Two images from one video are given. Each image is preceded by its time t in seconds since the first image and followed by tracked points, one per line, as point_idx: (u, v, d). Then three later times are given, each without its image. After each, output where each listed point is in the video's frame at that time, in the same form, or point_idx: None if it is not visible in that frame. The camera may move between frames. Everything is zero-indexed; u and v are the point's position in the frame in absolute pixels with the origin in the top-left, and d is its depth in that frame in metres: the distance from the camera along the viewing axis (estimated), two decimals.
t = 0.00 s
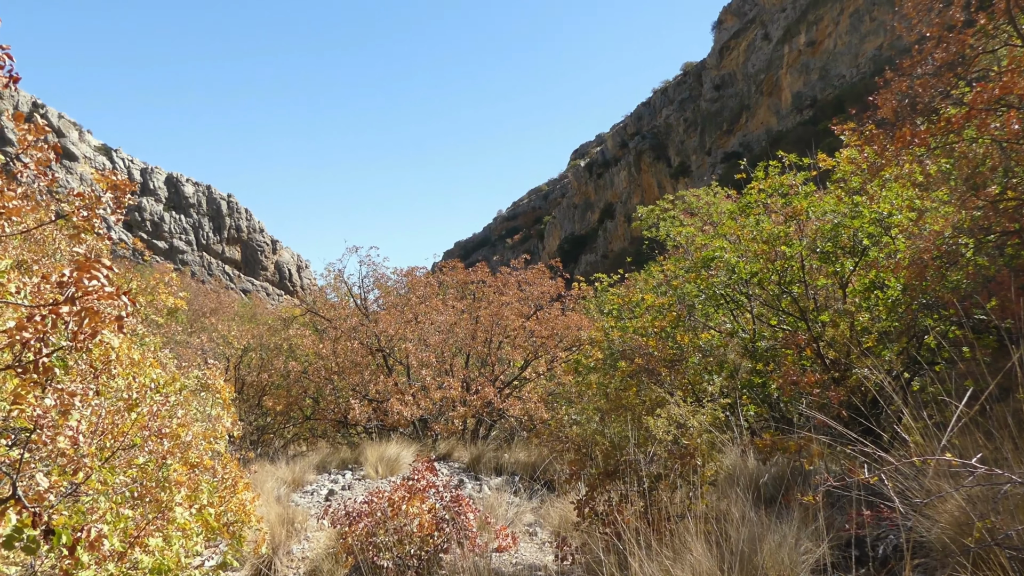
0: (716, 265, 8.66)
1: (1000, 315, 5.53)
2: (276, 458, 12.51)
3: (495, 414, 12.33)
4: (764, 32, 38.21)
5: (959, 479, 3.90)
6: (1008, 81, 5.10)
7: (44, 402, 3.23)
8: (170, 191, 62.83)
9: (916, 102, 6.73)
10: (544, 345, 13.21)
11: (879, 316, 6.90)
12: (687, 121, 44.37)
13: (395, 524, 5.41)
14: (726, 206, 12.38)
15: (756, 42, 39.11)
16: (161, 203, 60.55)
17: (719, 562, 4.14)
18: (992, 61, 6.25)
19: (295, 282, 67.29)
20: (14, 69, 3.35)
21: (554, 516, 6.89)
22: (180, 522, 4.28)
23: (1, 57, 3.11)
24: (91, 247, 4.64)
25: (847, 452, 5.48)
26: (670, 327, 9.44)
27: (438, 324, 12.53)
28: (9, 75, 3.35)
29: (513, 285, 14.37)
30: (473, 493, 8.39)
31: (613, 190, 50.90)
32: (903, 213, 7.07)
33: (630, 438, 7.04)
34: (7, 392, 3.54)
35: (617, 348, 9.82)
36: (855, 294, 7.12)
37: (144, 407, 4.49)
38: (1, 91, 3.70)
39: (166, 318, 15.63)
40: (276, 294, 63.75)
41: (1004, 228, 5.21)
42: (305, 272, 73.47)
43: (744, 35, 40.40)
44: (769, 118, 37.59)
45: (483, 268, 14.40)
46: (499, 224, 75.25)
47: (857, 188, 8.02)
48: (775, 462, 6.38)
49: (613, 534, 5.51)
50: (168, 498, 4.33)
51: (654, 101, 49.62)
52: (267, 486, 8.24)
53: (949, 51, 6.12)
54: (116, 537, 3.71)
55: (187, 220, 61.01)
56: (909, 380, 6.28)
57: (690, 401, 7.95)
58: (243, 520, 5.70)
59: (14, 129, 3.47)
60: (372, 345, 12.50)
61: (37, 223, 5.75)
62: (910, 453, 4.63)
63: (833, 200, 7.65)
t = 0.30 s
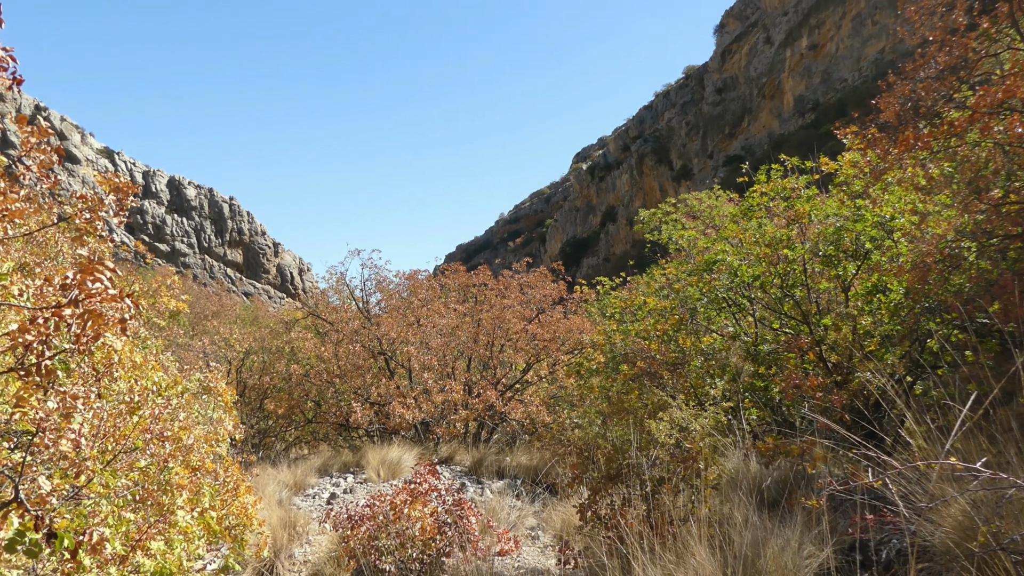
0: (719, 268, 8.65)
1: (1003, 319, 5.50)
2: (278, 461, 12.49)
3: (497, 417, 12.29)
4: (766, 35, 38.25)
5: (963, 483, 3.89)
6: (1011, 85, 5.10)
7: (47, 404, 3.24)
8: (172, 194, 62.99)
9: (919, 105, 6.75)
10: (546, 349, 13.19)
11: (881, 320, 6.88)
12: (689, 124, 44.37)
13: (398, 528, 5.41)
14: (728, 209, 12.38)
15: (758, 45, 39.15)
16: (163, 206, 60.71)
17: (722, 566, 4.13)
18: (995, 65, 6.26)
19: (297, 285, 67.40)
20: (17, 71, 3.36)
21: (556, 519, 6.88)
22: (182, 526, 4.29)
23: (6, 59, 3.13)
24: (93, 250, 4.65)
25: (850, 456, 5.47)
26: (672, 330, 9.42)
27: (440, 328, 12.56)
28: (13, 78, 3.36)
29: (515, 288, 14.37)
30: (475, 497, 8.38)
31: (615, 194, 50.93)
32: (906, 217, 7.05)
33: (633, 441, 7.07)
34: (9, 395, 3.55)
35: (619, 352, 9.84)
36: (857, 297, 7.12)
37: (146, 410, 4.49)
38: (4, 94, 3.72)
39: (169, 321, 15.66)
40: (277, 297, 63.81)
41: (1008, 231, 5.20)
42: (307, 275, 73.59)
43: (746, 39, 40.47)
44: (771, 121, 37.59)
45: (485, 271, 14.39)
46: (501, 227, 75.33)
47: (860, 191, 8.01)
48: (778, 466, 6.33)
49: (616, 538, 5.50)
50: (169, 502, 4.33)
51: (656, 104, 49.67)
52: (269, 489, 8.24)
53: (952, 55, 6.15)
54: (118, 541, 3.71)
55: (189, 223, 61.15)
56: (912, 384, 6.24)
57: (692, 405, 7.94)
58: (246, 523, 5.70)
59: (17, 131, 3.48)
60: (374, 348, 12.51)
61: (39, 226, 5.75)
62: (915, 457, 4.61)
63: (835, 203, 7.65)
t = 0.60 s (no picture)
0: (720, 272, 8.65)
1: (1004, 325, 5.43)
2: (278, 465, 12.45)
3: (498, 421, 12.25)
4: (767, 40, 38.35)
5: (965, 488, 3.88)
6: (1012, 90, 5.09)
7: (47, 406, 3.23)
8: (172, 196, 62.97)
9: (920, 110, 6.75)
10: (547, 352, 13.18)
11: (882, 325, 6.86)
12: (690, 128, 44.37)
13: (398, 532, 5.42)
14: (729, 213, 12.39)
15: (759, 50, 39.24)
16: (163, 208, 60.70)
17: (724, 571, 4.11)
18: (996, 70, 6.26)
19: (297, 288, 67.44)
20: (20, 72, 3.37)
21: (557, 524, 6.87)
22: (182, 529, 4.29)
23: (9, 60, 3.14)
24: (94, 251, 4.64)
25: (852, 460, 5.47)
26: (673, 334, 9.42)
27: (441, 332, 12.67)
28: (16, 79, 3.36)
29: (516, 292, 14.36)
30: (476, 501, 8.36)
31: (616, 198, 50.96)
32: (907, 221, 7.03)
33: (634, 445, 7.08)
34: (8, 397, 3.54)
35: (619, 355, 9.87)
36: (858, 302, 7.10)
37: (147, 412, 4.50)
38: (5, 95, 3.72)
39: (169, 323, 15.66)
40: (277, 300, 63.78)
41: (1008, 236, 5.21)
42: (308, 277, 73.57)
43: (747, 43, 40.57)
44: (771, 125, 37.64)
45: (486, 274, 14.40)
46: (501, 231, 75.37)
47: (860, 196, 8.02)
48: (780, 471, 6.31)
49: (617, 542, 5.50)
50: (169, 505, 4.32)
51: (657, 108, 49.74)
52: (269, 493, 8.23)
53: (953, 60, 6.17)
54: (117, 544, 3.68)
55: (190, 225, 61.20)
56: (912, 388, 6.19)
57: (693, 409, 7.94)
58: (246, 527, 5.69)
59: (18, 132, 3.48)
60: (374, 351, 12.51)
61: (40, 228, 5.76)
62: (918, 463, 4.60)
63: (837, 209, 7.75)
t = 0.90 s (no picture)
0: (722, 276, 8.63)
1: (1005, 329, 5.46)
2: (279, 469, 12.43)
3: (500, 425, 12.19)
4: (769, 45, 38.38)
5: (967, 493, 3.86)
6: (1012, 96, 5.07)
7: (48, 411, 3.24)
8: (174, 199, 63.10)
9: (922, 115, 6.73)
10: (549, 356, 13.15)
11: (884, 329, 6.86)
12: (692, 132, 44.33)
13: (400, 537, 5.40)
14: (731, 217, 12.37)
15: (760, 55, 39.27)
16: (164, 210, 60.83)
17: None
18: (996, 75, 6.24)
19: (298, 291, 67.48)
20: (24, 74, 3.39)
21: (559, 528, 6.84)
22: (182, 534, 4.27)
23: (12, 63, 3.15)
24: (95, 254, 4.65)
25: (854, 465, 5.45)
26: (675, 338, 9.41)
27: (443, 335, 12.64)
28: (20, 81, 3.38)
29: (518, 295, 14.33)
30: (478, 505, 8.36)
31: (618, 201, 50.96)
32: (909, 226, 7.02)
33: (636, 450, 7.08)
34: (9, 402, 3.54)
35: (622, 360, 9.87)
36: (860, 306, 7.09)
37: (147, 416, 4.50)
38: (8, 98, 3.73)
39: (170, 327, 15.67)
40: (278, 303, 63.83)
41: (1009, 241, 5.19)
42: (310, 280, 73.57)
43: (748, 48, 40.60)
44: (773, 130, 37.64)
45: (488, 278, 14.39)
46: (503, 234, 75.39)
47: (862, 201, 8.00)
48: (782, 474, 6.30)
49: (620, 547, 5.49)
50: (170, 509, 4.33)
51: (659, 112, 49.77)
52: (270, 497, 8.21)
53: (955, 65, 6.17)
54: (117, 549, 3.67)
55: (192, 228, 61.33)
56: (914, 392, 6.19)
57: (695, 413, 7.92)
58: (247, 532, 5.67)
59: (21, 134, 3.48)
60: (376, 355, 12.50)
61: (42, 231, 5.78)
62: (920, 468, 4.57)
63: (839, 213, 7.72)
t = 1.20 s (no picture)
0: (721, 280, 8.63)
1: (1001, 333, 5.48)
2: (278, 472, 12.39)
3: (499, 428, 12.14)
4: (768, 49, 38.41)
5: (966, 497, 3.85)
6: (1009, 102, 5.02)
7: (44, 413, 3.23)
8: (173, 201, 63.08)
9: (920, 120, 6.73)
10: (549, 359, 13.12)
11: (882, 333, 6.83)
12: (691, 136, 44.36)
13: (399, 540, 5.36)
14: (730, 220, 12.36)
15: (760, 59, 39.31)
16: (163, 212, 60.81)
17: None
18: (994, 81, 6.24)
19: (297, 293, 67.47)
20: (23, 74, 3.37)
21: (558, 532, 6.81)
22: (179, 538, 4.23)
23: (12, 62, 3.13)
24: (94, 255, 4.64)
25: (854, 469, 5.43)
26: (674, 342, 9.38)
27: (443, 338, 12.58)
28: (20, 82, 3.37)
29: (518, 298, 14.29)
30: (476, 509, 8.32)
31: (619, 204, 50.96)
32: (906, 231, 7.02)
33: (636, 453, 7.06)
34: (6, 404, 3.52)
35: (621, 363, 9.86)
36: (858, 310, 7.06)
37: (144, 419, 4.48)
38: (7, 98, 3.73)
39: (168, 328, 15.62)
40: (277, 305, 63.77)
41: (1005, 246, 5.17)
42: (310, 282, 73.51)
43: (748, 52, 40.63)
44: (772, 134, 37.66)
45: (488, 280, 14.37)
46: (503, 236, 75.33)
47: (862, 205, 8.00)
48: (781, 478, 6.28)
49: (619, 551, 5.46)
50: (166, 513, 4.31)
51: (659, 116, 49.80)
52: (267, 500, 8.18)
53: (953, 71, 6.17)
54: (112, 553, 3.63)
55: (191, 230, 61.36)
56: (912, 397, 6.20)
57: (695, 417, 7.90)
58: (244, 536, 5.63)
59: (18, 133, 3.48)
60: (375, 357, 12.45)
61: (39, 232, 5.77)
62: (918, 473, 4.56)
63: (838, 217, 7.71)
